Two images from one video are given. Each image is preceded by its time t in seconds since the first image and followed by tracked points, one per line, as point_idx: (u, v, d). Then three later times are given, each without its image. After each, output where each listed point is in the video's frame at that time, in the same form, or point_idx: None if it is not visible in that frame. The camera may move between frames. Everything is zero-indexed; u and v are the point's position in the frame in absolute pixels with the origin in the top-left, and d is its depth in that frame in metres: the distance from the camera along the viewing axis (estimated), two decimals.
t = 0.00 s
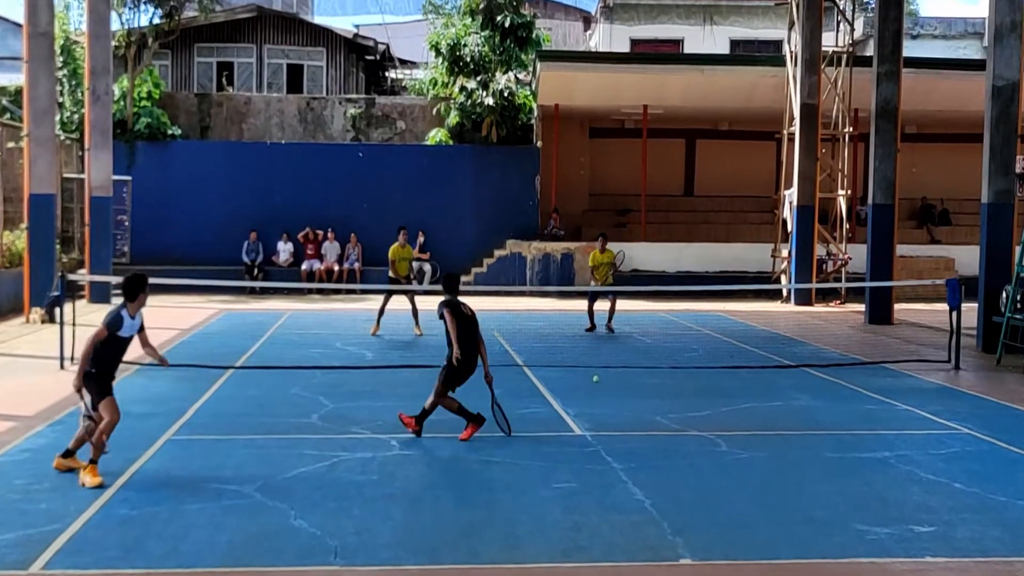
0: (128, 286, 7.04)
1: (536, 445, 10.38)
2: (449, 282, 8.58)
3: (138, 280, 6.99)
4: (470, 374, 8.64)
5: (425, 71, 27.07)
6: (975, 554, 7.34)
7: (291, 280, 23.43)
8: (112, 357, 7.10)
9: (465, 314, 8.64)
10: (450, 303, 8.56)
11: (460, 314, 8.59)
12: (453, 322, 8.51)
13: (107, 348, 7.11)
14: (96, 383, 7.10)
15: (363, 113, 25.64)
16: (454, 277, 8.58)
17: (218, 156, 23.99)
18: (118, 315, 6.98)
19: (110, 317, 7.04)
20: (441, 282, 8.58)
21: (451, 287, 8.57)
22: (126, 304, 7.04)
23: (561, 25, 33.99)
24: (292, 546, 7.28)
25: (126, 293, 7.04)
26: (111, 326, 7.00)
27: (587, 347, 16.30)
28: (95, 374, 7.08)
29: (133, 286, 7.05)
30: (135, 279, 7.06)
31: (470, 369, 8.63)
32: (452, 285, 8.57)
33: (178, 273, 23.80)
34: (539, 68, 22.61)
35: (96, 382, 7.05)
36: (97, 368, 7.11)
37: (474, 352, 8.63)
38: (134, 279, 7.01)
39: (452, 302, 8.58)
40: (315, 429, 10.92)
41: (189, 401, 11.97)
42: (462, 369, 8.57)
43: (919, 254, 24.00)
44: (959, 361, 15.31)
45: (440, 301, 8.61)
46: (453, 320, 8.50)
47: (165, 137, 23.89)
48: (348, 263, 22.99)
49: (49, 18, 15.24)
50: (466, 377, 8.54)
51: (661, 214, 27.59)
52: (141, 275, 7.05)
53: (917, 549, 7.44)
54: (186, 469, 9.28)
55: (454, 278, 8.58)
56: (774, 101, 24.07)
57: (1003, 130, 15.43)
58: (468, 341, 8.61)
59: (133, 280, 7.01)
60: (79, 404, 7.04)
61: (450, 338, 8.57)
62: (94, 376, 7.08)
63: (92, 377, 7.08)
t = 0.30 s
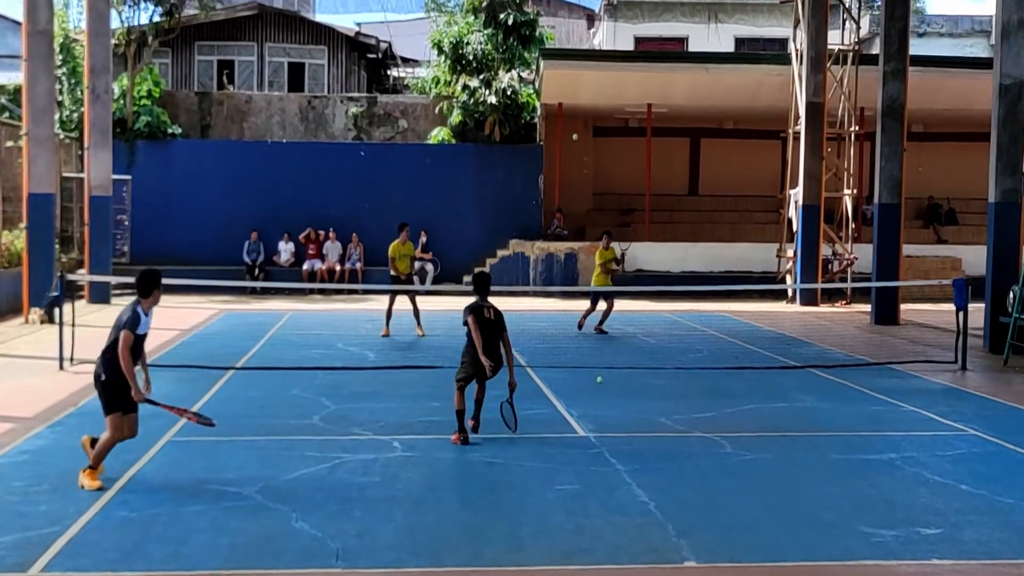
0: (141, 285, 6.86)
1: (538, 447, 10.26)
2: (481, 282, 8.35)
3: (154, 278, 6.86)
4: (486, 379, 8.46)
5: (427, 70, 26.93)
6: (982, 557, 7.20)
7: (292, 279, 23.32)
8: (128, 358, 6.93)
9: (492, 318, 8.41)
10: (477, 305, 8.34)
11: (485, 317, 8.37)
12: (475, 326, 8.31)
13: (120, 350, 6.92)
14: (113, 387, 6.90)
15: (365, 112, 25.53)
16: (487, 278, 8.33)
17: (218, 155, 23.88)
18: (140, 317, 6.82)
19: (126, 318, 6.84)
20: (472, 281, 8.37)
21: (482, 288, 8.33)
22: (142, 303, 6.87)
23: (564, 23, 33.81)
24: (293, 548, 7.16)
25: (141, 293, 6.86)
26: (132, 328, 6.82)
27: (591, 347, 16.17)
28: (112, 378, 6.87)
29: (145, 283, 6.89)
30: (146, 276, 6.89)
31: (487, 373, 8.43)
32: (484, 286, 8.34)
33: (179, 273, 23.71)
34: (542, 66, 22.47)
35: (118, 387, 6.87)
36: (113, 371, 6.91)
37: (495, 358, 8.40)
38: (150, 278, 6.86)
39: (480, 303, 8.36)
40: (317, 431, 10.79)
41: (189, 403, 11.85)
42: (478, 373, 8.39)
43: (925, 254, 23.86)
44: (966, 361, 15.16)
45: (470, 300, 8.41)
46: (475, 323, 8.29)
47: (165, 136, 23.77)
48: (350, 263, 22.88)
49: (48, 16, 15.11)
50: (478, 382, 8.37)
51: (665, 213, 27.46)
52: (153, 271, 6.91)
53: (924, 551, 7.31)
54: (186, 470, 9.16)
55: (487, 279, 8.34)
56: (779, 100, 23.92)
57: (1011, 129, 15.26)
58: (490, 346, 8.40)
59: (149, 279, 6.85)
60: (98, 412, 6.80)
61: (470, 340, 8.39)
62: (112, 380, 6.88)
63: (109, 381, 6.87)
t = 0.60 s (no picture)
0: (171, 279, 6.66)
1: (541, 448, 10.13)
2: (526, 273, 8.17)
3: (183, 272, 6.73)
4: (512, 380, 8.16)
5: (429, 68, 26.81)
6: (989, 559, 7.08)
7: (294, 280, 23.21)
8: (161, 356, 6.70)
9: (527, 314, 8.15)
10: (513, 297, 8.17)
11: (519, 311, 8.14)
12: (506, 317, 8.13)
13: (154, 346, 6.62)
14: (154, 388, 6.62)
15: (367, 111, 25.41)
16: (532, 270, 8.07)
17: (219, 154, 23.77)
18: (179, 311, 6.68)
19: (165, 314, 6.61)
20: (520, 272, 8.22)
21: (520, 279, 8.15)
22: (173, 298, 6.69)
23: (568, 22, 33.70)
24: (294, 550, 7.05)
25: (171, 288, 6.67)
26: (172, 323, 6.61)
27: (595, 348, 16.05)
28: (153, 378, 6.60)
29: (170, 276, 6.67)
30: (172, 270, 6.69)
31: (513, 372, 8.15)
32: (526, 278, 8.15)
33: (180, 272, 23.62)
34: (545, 65, 22.34)
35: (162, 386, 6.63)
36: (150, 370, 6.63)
37: (523, 356, 8.14)
38: (178, 271, 6.70)
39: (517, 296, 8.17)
40: (318, 432, 10.68)
41: (189, 404, 11.73)
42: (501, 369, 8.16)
43: (931, 254, 23.72)
44: (973, 362, 15.01)
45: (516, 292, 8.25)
46: (505, 313, 8.12)
47: (165, 135, 23.66)
48: (351, 263, 22.77)
49: (47, 13, 15.00)
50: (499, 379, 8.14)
51: (669, 213, 27.33)
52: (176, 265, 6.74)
53: (930, 554, 7.18)
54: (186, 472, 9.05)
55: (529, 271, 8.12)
56: (784, 98, 23.78)
57: (1018, 128, 15.09)
58: (520, 342, 8.14)
59: (178, 273, 6.70)
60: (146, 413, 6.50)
61: (505, 333, 8.22)
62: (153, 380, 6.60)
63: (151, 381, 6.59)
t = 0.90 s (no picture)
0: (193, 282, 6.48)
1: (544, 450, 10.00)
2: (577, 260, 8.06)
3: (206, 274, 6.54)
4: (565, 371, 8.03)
5: (432, 67, 26.68)
6: (997, 561, 6.94)
7: (296, 280, 23.09)
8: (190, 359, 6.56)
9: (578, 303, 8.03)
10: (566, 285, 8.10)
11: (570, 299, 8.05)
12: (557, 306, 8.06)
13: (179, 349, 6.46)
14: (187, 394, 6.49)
15: (369, 109, 25.27)
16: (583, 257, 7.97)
17: (220, 153, 23.66)
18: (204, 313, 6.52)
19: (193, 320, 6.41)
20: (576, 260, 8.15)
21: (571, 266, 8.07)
22: (197, 301, 6.50)
23: (571, 19, 33.55)
24: (294, 553, 6.93)
25: (195, 291, 6.49)
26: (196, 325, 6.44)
27: (599, 348, 15.93)
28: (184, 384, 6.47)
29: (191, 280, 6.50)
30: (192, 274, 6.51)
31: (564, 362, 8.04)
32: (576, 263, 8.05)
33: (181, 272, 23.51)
34: (549, 63, 22.21)
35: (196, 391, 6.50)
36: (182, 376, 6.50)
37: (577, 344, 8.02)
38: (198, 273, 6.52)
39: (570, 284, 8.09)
40: (320, 433, 10.55)
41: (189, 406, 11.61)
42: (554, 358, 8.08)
43: (938, 254, 23.57)
44: (980, 363, 14.86)
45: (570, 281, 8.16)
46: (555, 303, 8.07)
47: (165, 134, 23.55)
48: (354, 263, 22.65)
49: (46, 11, 14.88)
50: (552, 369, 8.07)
51: (674, 212, 27.18)
52: (197, 267, 6.54)
53: (937, 557, 7.05)
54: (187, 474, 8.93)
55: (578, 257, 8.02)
56: (789, 97, 23.62)
57: None
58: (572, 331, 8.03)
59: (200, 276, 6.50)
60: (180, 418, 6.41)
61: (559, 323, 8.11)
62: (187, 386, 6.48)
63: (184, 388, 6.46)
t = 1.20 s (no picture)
0: (210, 275, 6.35)
1: (549, 452, 9.87)
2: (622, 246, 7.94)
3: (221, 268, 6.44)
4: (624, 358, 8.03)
5: (434, 65, 26.57)
6: (1004, 564, 6.82)
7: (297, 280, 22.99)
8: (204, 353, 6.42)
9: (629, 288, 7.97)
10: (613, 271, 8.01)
11: (621, 286, 7.97)
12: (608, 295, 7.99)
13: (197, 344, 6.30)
14: (204, 388, 6.35)
15: (370, 108, 25.15)
16: (629, 242, 7.87)
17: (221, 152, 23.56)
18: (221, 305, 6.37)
19: (215, 313, 6.29)
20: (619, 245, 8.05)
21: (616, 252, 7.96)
22: (214, 295, 6.38)
23: (575, 17, 33.40)
24: (295, 555, 6.81)
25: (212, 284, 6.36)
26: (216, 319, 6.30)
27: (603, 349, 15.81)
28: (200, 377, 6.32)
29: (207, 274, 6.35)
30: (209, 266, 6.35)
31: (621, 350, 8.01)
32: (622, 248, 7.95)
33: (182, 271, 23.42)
34: (552, 61, 22.10)
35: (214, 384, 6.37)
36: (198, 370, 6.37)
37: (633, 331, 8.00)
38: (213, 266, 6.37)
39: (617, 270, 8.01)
40: (321, 435, 10.43)
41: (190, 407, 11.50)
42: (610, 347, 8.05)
43: (944, 254, 23.44)
44: (987, 363, 14.72)
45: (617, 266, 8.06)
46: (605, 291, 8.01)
47: (165, 133, 23.46)
48: (355, 263, 22.54)
49: (45, 9, 14.78)
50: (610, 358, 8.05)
51: (678, 211, 27.07)
52: (211, 260, 6.41)
53: (943, 559, 6.93)
54: (188, 475, 8.81)
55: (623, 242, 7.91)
56: (795, 95, 23.47)
57: None
58: (626, 318, 8.00)
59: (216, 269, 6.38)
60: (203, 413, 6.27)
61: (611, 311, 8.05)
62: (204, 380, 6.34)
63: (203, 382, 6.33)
